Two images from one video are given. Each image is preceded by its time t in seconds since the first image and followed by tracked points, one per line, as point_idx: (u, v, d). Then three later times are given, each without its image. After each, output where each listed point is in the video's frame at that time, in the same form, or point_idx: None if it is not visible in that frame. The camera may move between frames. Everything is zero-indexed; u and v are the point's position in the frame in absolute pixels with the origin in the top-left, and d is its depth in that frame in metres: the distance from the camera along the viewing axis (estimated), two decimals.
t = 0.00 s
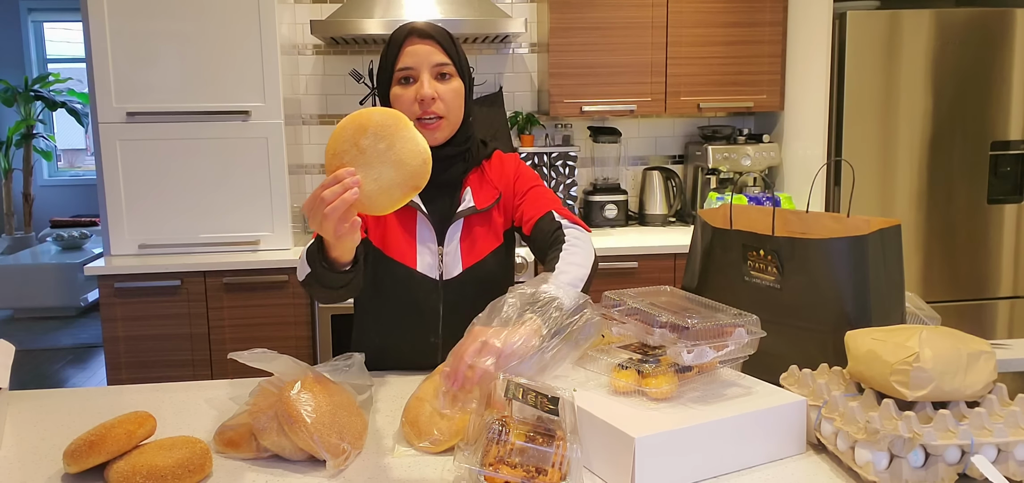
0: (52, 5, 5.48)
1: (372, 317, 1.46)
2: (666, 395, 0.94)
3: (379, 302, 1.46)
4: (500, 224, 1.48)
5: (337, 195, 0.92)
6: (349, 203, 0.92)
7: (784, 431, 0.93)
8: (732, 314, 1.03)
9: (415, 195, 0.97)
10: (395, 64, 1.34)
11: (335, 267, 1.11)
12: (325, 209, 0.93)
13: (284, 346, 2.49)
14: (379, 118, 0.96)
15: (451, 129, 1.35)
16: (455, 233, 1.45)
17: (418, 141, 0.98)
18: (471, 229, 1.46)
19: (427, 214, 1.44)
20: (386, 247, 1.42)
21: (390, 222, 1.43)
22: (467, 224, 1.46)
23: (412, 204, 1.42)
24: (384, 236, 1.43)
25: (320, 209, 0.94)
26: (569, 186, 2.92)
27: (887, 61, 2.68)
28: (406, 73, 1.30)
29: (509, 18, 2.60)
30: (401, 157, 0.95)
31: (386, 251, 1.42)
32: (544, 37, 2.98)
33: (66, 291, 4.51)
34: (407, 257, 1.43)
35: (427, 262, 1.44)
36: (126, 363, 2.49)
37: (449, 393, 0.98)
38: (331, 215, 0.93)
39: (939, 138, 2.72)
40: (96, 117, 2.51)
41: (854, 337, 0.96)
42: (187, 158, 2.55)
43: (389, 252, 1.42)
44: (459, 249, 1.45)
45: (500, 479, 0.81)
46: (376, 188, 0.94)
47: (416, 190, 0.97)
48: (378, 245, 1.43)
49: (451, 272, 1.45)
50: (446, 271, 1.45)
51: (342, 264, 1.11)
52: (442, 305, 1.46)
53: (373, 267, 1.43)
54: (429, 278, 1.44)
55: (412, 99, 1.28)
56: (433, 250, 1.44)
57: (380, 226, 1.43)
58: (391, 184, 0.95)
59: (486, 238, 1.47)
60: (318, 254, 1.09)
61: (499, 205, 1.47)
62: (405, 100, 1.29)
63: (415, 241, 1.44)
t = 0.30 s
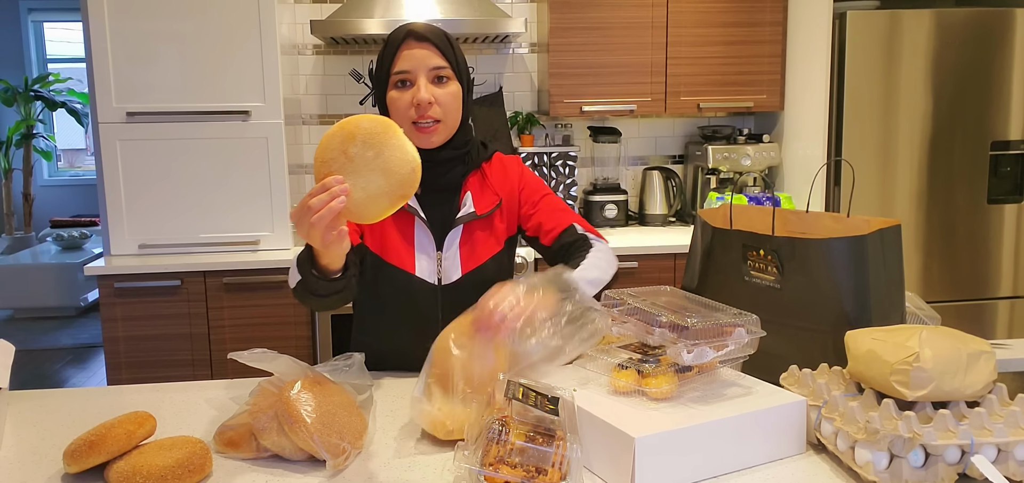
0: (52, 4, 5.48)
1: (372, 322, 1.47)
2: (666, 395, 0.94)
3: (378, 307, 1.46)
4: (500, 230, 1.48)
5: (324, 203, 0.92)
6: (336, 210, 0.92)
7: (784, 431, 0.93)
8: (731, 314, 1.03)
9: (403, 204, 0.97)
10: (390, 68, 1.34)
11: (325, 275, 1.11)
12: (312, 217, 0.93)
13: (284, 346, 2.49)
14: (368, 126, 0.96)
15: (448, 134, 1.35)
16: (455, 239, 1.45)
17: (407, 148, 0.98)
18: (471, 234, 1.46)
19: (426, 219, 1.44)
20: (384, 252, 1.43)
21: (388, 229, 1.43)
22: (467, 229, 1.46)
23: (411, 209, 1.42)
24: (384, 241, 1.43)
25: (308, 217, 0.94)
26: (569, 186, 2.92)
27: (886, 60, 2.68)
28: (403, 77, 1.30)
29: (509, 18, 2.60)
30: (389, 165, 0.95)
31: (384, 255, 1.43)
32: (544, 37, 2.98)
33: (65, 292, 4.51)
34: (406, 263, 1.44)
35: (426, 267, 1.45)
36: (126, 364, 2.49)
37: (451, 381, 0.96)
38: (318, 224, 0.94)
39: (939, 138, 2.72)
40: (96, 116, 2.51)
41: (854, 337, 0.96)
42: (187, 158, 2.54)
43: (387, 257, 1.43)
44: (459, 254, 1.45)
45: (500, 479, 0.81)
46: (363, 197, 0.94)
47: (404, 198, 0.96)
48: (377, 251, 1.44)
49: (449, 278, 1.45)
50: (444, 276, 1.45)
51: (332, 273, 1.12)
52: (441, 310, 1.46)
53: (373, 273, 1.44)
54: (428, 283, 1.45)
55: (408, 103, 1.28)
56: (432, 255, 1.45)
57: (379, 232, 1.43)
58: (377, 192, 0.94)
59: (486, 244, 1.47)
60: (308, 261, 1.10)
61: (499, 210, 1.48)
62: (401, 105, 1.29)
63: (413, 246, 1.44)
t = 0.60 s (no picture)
0: (52, 4, 5.48)
1: (375, 323, 1.47)
2: (666, 395, 0.93)
3: (381, 309, 1.46)
4: (500, 229, 1.49)
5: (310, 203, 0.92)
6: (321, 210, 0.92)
7: (784, 431, 0.93)
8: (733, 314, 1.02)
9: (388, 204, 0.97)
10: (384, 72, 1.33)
11: (313, 281, 1.09)
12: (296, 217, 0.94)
13: (284, 346, 2.49)
14: (355, 129, 0.96)
15: (446, 137, 1.36)
16: (455, 239, 1.45)
17: (393, 151, 0.99)
18: (472, 233, 1.47)
19: (427, 219, 1.44)
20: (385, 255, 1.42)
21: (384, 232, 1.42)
22: (467, 229, 1.46)
23: (411, 210, 1.42)
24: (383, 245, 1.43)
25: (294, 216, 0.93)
26: (569, 186, 2.93)
27: (886, 60, 2.68)
28: (398, 81, 1.31)
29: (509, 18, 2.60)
30: (377, 166, 0.95)
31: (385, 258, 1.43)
32: (544, 37, 2.98)
33: (65, 292, 4.51)
34: (408, 264, 1.44)
35: (428, 266, 1.45)
36: (126, 364, 2.49)
37: (441, 380, 1.01)
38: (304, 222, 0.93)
39: (939, 138, 2.72)
40: (96, 116, 2.51)
41: (854, 337, 0.96)
42: (188, 158, 2.55)
43: (389, 259, 1.43)
44: (460, 252, 1.46)
45: (500, 479, 0.81)
46: (350, 197, 0.93)
47: (389, 199, 0.97)
48: (377, 254, 1.43)
49: (452, 277, 1.45)
50: (446, 275, 1.45)
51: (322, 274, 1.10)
52: (443, 309, 1.46)
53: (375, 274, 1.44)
54: (430, 283, 1.45)
55: (405, 109, 1.29)
56: (435, 255, 1.45)
57: (378, 236, 1.43)
58: (363, 192, 0.94)
59: (488, 243, 1.47)
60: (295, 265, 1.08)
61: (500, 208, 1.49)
62: (398, 110, 1.30)
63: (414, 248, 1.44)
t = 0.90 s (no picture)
0: (52, 4, 5.48)
1: (376, 319, 1.48)
2: (666, 395, 0.93)
3: (382, 305, 1.47)
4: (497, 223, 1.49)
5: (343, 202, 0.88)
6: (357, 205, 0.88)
7: (784, 431, 0.93)
8: (732, 314, 1.03)
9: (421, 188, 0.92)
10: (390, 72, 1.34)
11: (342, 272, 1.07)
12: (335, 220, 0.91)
13: (284, 346, 2.49)
14: (374, 121, 0.90)
15: (449, 135, 1.32)
16: (453, 233, 1.45)
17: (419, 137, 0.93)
18: (468, 228, 1.46)
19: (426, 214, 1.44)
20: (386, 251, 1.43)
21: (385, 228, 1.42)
22: (464, 223, 1.46)
23: (410, 205, 1.42)
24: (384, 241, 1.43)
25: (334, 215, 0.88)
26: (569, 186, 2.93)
27: (886, 60, 2.68)
28: (404, 81, 1.30)
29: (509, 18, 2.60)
30: (406, 150, 0.89)
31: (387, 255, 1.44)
32: (544, 37, 2.98)
33: (65, 292, 4.51)
34: (407, 259, 1.44)
35: (427, 259, 1.45)
36: (126, 364, 2.49)
37: (443, 379, 1.01)
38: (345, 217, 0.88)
39: (939, 137, 2.72)
40: (96, 116, 2.51)
41: (854, 337, 0.96)
42: (188, 158, 2.54)
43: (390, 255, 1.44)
44: (458, 246, 1.45)
45: (500, 479, 0.81)
46: (385, 184, 0.88)
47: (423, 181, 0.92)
48: (379, 249, 1.44)
49: (449, 273, 1.45)
50: (444, 270, 1.45)
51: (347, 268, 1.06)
52: (443, 308, 1.47)
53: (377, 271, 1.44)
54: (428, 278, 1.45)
55: (410, 108, 1.27)
56: (432, 248, 1.45)
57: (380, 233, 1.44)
58: (397, 179, 0.89)
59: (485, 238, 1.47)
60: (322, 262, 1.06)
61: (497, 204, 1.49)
62: (403, 108, 1.28)
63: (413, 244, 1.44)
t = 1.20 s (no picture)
0: (52, 5, 5.48)
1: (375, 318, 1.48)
2: (666, 395, 0.93)
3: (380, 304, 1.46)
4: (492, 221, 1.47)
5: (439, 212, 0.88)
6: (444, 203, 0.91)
7: (784, 431, 0.93)
8: (732, 314, 1.03)
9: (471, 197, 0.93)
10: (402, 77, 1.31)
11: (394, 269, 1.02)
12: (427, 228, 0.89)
13: (284, 346, 2.49)
14: (450, 132, 0.95)
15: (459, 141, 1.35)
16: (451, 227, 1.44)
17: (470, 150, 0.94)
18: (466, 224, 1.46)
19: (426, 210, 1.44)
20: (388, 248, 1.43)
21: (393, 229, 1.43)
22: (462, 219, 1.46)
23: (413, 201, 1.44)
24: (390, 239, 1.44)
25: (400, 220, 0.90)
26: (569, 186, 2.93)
27: (886, 61, 2.68)
28: (419, 90, 1.28)
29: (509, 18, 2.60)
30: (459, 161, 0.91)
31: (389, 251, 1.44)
32: (544, 37, 2.98)
33: (65, 291, 4.51)
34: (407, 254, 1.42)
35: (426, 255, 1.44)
36: (125, 363, 2.48)
37: (444, 378, 1.00)
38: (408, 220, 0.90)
39: (940, 137, 2.72)
40: (96, 116, 2.51)
41: (854, 336, 0.96)
42: (188, 158, 2.55)
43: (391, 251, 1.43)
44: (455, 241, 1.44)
45: (500, 479, 0.81)
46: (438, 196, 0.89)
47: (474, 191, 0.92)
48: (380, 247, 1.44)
49: (448, 268, 1.44)
50: (442, 265, 1.44)
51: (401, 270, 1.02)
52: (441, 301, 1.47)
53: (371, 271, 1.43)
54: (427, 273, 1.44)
55: (427, 118, 1.27)
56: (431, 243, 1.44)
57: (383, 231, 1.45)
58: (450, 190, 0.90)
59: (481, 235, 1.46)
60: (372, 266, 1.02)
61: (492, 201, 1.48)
62: (418, 117, 1.29)
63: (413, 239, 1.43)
